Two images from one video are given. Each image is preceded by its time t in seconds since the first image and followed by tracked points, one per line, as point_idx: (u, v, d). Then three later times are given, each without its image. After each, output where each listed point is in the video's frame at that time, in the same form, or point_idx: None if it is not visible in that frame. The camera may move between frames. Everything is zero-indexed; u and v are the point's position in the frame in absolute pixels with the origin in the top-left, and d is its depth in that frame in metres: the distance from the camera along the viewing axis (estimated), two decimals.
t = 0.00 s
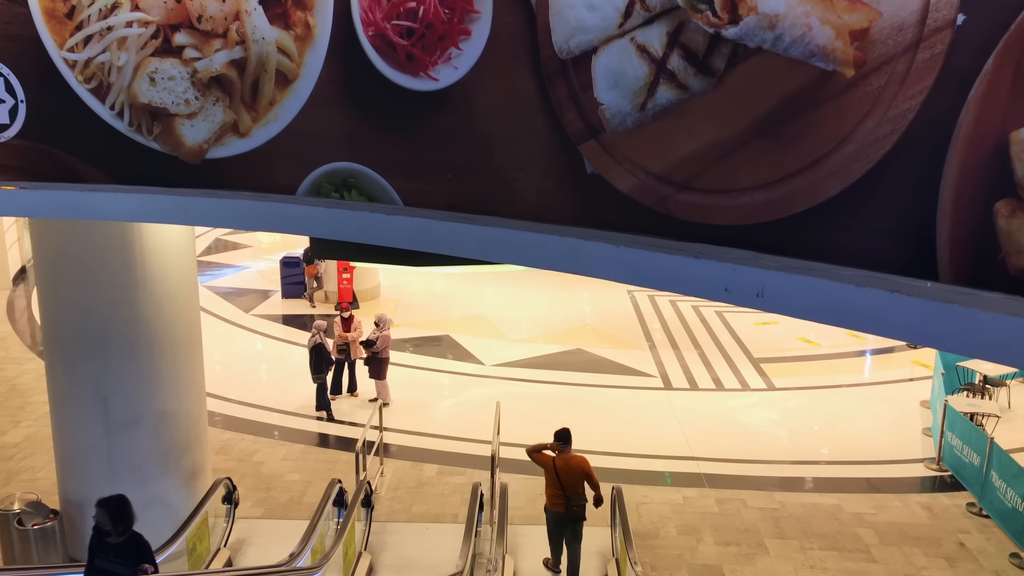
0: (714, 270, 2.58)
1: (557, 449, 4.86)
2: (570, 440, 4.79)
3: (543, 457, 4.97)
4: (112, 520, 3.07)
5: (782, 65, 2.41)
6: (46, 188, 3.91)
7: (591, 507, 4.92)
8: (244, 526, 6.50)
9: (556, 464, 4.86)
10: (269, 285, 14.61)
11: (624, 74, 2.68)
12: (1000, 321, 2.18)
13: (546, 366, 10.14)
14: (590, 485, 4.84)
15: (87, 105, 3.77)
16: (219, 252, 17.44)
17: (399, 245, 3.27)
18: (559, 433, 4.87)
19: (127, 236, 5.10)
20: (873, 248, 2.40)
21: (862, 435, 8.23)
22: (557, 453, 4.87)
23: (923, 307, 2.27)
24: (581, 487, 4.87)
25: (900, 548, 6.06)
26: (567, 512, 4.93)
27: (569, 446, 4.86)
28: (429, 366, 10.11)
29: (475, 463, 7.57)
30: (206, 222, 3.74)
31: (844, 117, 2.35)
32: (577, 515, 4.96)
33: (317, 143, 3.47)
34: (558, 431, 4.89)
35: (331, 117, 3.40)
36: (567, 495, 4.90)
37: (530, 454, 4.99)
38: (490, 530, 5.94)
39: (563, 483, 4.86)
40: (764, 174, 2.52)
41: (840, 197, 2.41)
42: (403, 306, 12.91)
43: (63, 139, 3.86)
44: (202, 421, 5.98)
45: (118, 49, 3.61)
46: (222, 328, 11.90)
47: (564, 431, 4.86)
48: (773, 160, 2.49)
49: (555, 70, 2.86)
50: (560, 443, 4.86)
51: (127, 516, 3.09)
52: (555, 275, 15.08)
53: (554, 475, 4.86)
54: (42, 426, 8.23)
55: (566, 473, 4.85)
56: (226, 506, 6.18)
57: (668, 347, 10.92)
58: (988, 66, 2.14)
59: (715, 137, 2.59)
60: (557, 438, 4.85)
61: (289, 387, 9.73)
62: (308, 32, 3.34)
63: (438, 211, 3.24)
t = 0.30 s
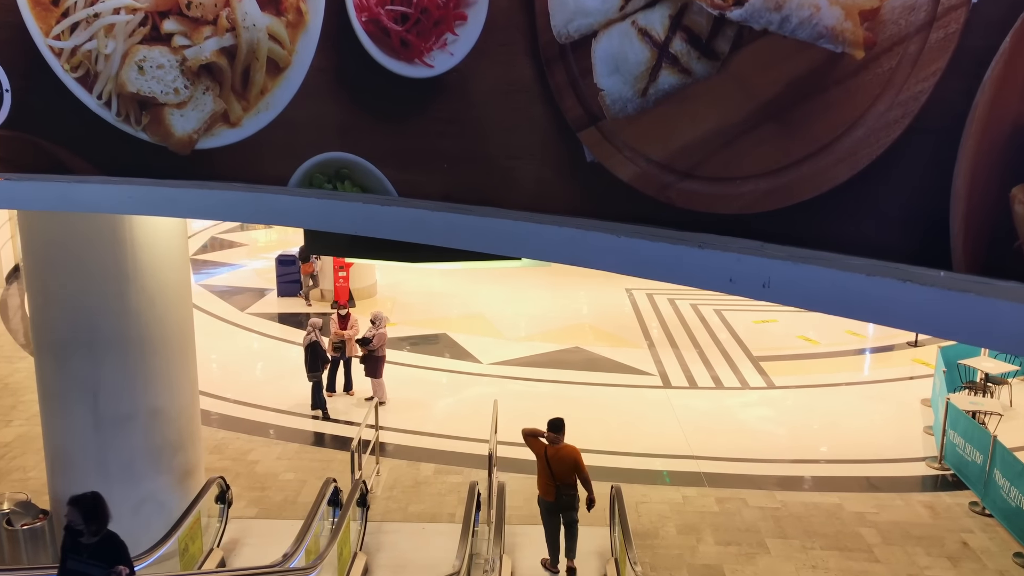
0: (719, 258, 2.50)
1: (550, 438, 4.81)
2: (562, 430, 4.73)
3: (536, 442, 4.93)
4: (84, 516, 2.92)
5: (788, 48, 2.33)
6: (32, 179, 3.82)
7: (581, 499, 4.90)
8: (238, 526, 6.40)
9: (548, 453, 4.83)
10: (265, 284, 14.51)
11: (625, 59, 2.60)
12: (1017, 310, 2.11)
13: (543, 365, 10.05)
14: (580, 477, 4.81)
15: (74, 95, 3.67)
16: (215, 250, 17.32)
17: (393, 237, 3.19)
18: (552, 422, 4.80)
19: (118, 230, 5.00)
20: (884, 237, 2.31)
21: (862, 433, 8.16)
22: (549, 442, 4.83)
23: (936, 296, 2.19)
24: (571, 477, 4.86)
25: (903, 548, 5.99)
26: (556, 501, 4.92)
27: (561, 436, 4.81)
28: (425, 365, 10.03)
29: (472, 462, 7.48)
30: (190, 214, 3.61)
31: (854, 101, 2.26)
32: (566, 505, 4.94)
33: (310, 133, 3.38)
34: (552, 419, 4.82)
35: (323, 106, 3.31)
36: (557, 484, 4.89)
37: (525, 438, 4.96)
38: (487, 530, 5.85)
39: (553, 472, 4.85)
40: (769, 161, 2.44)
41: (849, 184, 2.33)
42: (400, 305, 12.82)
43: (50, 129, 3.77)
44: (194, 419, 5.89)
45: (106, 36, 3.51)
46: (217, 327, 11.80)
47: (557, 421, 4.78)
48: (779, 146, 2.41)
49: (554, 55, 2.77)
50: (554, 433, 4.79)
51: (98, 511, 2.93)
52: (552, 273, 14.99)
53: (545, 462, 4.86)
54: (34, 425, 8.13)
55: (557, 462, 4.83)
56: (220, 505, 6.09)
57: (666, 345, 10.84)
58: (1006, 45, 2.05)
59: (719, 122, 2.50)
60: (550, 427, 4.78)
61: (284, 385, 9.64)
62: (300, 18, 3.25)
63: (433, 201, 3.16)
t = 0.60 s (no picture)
0: (723, 249, 2.40)
1: (547, 432, 4.71)
2: (560, 425, 4.64)
3: (534, 432, 4.84)
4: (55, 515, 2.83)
5: (795, 30, 2.25)
6: (18, 172, 3.72)
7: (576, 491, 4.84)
8: (232, 527, 6.32)
9: (545, 445, 4.78)
10: (261, 283, 14.41)
11: (625, 43, 2.52)
12: None
13: (541, 364, 9.96)
14: (575, 470, 4.77)
15: (62, 86, 3.59)
16: (211, 250, 17.22)
17: (387, 229, 3.11)
18: (551, 416, 4.67)
19: (111, 225, 4.89)
20: (895, 225, 2.24)
21: (864, 432, 8.09)
22: (547, 435, 4.74)
23: (951, 286, 2.10)
24: (567, 469, 4.81)
25: (905, 548, 5.91)
26: (551, 493, 4.88)
27: (559, 429, 4.72)
28: (422, 364, 9.94)
29: (469, 462, 7.40)
30: (182, 208, 3.54)
31: (863, 84, 2.19)
32: (561, 497, 4.89)
33: (302, 123, 3.29)
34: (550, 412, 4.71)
35: (316, 95, 3.23)
36: (553, 476, 4.84)
37: (523, 428, 4.85)
38: (484, 530, 5.77)
39: (549, 464, 4.80)
40: (775, 148, 2.36)
41: (859, 170, 2.25)
42: (397, 304, 12.73)
43: (36, 120, 3.67)
44: (188, 418, 5.80)
45: (93, 25, 3.42)
46: (213, 326, 11.71)
47: (555, 414, 4.67)
48: (785, 132, 2.33)
49: (552, 40, 2.69)
50: (552, 426, 4.68)
51: (71, 512, 2.83)
52: (550, 272, 14.90)
53: (541, 453, 4.81)
54: (26, 425, 8.03)
55: (553, 454, 4.78)
56: (214, 505, 6.01)
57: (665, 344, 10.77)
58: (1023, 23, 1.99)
59: (723, 108, 2.42)
60: (549, 420, 4.66)
61: (280, 385, 9.55)
62: (292, 5, 3.16)
63: (429, 192, 3.07)
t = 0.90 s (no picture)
0: (728, 239, 2.33)
1: (548, 423, 4.75)
2: (561, 417, 4.68)
3: (534, 424, 4.86)
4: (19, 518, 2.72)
5: (802, 13, 2.17)
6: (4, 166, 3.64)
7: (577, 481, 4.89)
8: (226, 529, 6.22)
9: (546, 437, 4.80)
10: (257, 283, 14.31)
11: (626, 28, 2.44)
12: None
13: (539, 364, 9.88)
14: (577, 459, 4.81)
15: (49, 76, 3.49)
16: (208, 249, 17.12)
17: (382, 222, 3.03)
18: (551, 408, 4.72)
19: (102, 221, 4.79)
20: (907, 213, 2.16)
21: (865, 433, 8.01)
22: (547, 427, 4.78)
23: (966, 276, 2.02)
24: (569, 460, 4.85)
25: (909, 550, 5.83)
26: (554, 484, 4.91)
27: (559, 421, 4.76)
28: (419, 364, 9.85)
29: (466, 463, 7.31)
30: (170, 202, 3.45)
31: (874, 68, 2.11)
32: (563, 487, 4.93)
33: (294, 113, 3.21)
34: (550, 403, 4.74)
35: (309, 84, 3.14)
36: (555, 467, 4.87)
37: (523, 419, 4.90)
38: (481, 532, 5.68)
39: (550, 456, 4.83)
40: (782, 135, 2.27)
41: (870, 158, 2.17)
42: (394, 304, 12.63)
43: (23, 112, 3.59)
44: (180, 418, 5.70)
45: (80, 13, 3.33)
46: (208, 326, 11.62)
47: (556, 406, 4.71)
48: (792, 119, 2.25)
49: (551, 26, 2.61)
50: (552, 418, 4.72)
51: (37, 511, 2.74)
52: (549, 271, 14.82)
53: (543, 446, 4.84)
54: (17, 425, 7.93)
55: (555, 445, 4.82)
56: (207, 506, 5.92)
57: (665, 344, 10.68)
58: None
59: (728, 95, 2.34)
60: (549, 412, 4.70)
61: (275, 385, 9.45)
62: None
63: (424, 183, 2.99)
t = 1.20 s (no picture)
0: (733, 229, 2.25)
1: (547, 416, 4.87)
2: (559, 408, 4.82)
3: (532, 418, 4.98)
4: None
5: None
6: None
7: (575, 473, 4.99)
8: (219, 530, 6.13)
9: (544, 430, 4.91)
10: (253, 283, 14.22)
11: (627, 12, 2.36)
12: None
13: (537, 365, 9.78)
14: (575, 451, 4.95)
15: (35, 66, 3.40)
16: (204, 249, 17.02)
17: (375, 214, 2.94)
18: (549, 401, 4.85)
19: (93, 216, 4.70)
20: (921, 202, 2.08)
21: (866, 433, 7.93)
22: (546, 420, 4.89)
23: (981, 266, 1.95)
24: (567, 453, 4.96)
25: (912, 551, 5.75)
26: (553, 478, 5.00)
27: (557, 414, 4.89)
28: (416, 364, 9.76)
29: (463, 464, 7.22)
30: (159, 195, 3.37)
31: (886, 51, 2.03)
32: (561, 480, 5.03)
33: (285, 103, 3.11)
34: (548, 396, 4.90)
35: (300, 73, 3.05)
36: (553, 460, 4.98)
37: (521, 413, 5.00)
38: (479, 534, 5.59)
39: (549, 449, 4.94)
40: (790, 122, 2.19)
41: (881, 144, 2.09)
42: (391, 304, 12.53)
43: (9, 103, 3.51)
44: (173, 418, 5.61)
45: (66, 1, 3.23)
46: (203, 326, 11.52)
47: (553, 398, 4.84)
48: (800, 106, 2.17)
49: (550, 11, 2.53)
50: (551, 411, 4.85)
51: (1, 513, 2.81)
52: (547, 271, 14.73)
53: (542, 440, 4.94)
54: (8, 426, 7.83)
55: (553, 438, 4.92)
56: (200, 509, 5.82)
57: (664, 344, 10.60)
58: None
59: (733, 80, 2.26)
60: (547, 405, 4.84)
61: (271, 385, 9.36)
62: None
63: (420, 175, 2.91)
